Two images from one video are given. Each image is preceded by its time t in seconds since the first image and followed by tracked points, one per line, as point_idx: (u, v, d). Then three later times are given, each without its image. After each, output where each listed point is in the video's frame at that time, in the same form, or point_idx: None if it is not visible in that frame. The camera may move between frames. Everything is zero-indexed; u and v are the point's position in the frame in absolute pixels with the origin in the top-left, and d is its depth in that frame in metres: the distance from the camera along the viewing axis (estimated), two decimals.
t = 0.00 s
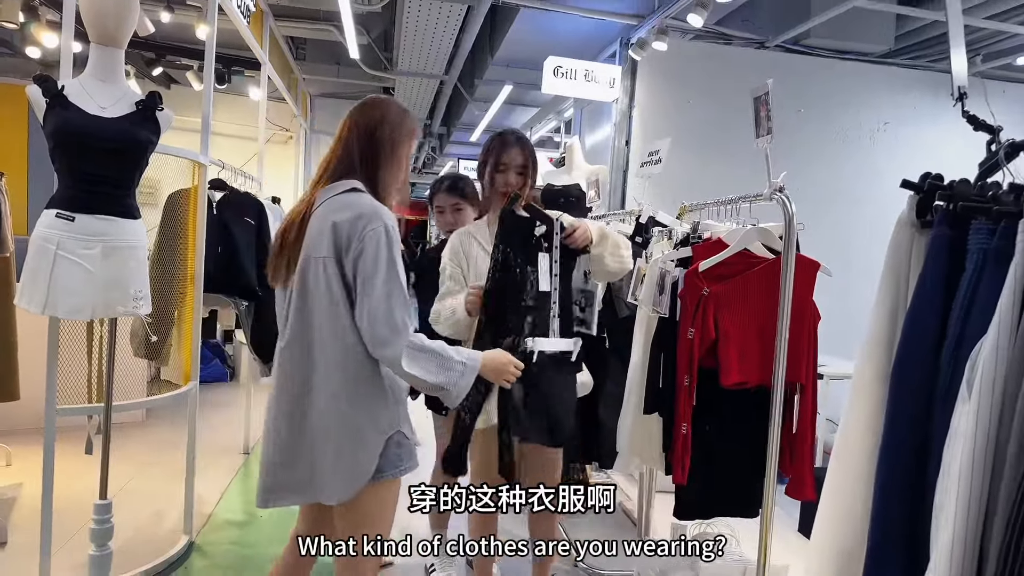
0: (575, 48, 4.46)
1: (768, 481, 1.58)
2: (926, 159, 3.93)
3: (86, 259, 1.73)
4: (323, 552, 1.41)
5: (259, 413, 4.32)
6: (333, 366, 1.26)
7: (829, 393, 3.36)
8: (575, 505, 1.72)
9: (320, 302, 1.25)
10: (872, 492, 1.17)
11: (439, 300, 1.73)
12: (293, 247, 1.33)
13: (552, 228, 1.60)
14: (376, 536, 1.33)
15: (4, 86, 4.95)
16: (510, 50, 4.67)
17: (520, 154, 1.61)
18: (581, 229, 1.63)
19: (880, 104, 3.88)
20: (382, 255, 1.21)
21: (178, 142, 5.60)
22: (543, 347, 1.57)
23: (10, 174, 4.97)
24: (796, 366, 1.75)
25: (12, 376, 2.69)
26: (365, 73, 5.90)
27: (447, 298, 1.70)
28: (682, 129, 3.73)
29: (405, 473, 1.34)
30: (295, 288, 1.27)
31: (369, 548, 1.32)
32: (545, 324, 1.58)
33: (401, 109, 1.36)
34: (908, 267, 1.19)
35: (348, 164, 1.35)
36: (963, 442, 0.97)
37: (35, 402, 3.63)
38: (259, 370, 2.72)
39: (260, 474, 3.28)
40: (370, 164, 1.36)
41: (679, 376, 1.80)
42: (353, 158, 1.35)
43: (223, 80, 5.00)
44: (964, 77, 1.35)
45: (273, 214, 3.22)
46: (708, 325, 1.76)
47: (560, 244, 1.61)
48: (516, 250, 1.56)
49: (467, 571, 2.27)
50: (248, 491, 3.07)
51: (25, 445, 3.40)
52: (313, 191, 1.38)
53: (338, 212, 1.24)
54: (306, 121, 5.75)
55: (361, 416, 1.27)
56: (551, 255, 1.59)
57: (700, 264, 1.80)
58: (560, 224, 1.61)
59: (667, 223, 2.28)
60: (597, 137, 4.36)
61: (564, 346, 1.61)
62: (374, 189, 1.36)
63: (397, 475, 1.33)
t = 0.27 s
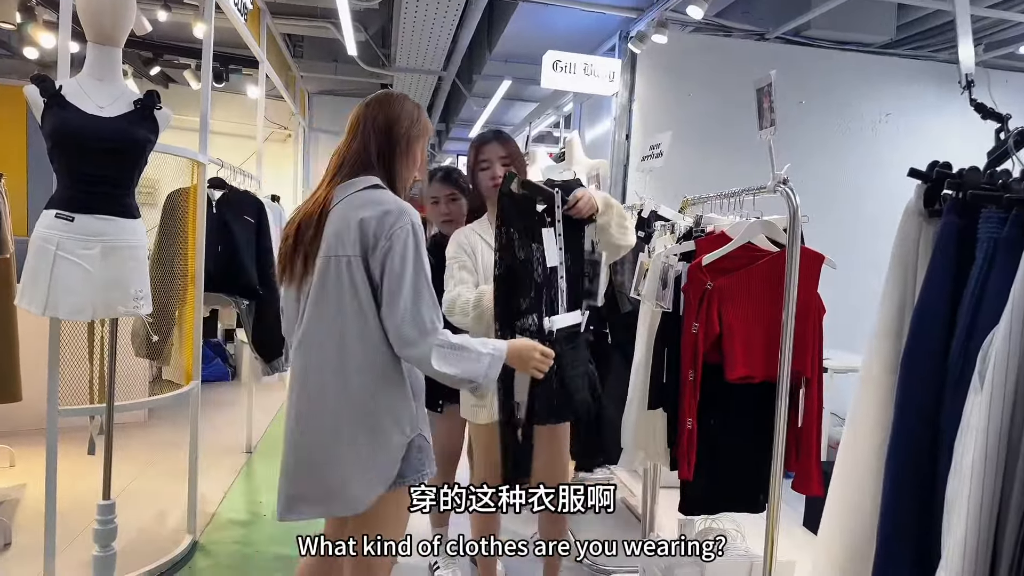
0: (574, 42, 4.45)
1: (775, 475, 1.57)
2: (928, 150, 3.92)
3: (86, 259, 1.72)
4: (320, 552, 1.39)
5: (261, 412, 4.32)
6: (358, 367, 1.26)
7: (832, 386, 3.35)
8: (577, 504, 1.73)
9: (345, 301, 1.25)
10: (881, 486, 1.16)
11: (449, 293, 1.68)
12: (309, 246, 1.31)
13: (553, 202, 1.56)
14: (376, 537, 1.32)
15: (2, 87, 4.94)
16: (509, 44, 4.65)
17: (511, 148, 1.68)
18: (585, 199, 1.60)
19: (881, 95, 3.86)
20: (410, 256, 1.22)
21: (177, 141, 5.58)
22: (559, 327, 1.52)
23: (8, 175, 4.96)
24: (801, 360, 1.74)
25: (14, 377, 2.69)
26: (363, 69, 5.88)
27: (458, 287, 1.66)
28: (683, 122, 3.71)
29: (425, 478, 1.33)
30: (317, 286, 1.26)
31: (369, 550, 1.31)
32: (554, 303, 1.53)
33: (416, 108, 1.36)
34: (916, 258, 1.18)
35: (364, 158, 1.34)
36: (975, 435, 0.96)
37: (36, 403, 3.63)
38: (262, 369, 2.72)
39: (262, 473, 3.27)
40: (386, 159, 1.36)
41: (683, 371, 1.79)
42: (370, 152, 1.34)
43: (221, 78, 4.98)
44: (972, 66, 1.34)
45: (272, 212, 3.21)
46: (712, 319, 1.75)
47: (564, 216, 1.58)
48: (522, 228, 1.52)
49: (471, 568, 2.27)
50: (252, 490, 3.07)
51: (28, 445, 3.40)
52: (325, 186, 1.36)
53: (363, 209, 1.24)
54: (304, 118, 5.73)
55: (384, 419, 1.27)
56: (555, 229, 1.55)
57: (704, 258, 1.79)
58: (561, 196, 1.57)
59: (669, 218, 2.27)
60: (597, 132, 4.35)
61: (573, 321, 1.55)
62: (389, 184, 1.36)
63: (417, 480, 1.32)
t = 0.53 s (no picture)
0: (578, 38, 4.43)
1: (773, 477, 1.57)
2: (932, 150, 3.90)
3: (86, 253, 1.71)
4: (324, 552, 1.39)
5: (261, 408, 4.32)
6: (368, 365, 1.26)
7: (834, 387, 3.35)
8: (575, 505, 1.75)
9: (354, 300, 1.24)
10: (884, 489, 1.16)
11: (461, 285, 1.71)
12: (316, 241, 1.30)
13: (551, 191, 1.54)
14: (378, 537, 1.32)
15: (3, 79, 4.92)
16: (512, 41, 4.62)
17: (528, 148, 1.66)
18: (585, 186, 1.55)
19: (886, 95, 3.84)
20: (421, 254, 1.22)
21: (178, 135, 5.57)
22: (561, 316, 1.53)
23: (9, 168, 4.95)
24: (801, 360, 1.73)
25: (14, 371, 2.68)
26: (366, 64, 5.86)
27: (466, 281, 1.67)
28: (686, 120, 3.70)
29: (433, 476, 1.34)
30: (325, 286, 1.24)
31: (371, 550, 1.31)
32: (550, 293, 1.53)
33: (419, 101, 1.36)
34: (921, 260, 1.17)
35: (371, 152, 1.33)
36: (978, 439, 0.95)
37: (36, 397, 3.63)
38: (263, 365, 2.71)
39: (262, 468, 3.27)
40: (392, 153, 1.35)
41: (682, 369, 1.78)
42: (376, 147, 1.33)
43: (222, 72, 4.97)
44: (978, 67, 1.33)
45: (273, 208, 3.20)
46: (712, 318, 1.74)
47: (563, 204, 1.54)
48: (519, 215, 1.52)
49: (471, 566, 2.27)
50: (251, 486, 3.06)
51: (28, 439, 3.40)
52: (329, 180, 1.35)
53: (373, 205, 1.23)
54: (306, 113, 5.71)
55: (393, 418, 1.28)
56: (554, 219, 1.53)
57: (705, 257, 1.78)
58: (560, 183, 1.53)
59: (671, 217, 2.25)
60: (600, 129, 4.33)
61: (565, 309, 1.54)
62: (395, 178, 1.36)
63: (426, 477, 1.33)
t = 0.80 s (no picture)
0: (573, 36, 4.43)
1: (770, 472, 1.58)
2: (928, 147, 3.91)
3: (83, 253, 1.71)
4: (323, 552, 1.41)
5: (259, 407, 4.32)
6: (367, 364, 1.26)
7: (831, 383, 3.36)
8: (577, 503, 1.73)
9: (351, 299, 1.25)
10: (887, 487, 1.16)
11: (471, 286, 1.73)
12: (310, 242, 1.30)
13: (546, 191, 1.53)
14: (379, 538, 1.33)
15: None
16: (508, 39, 4.63)
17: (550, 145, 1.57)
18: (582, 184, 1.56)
19: (881, 92, 3.85)
20: (417, 252, 1.22)
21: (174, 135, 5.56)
22: (578, 321, 1.60)
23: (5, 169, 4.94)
24: (797, 357, 1.74)
25: (11, 372, 2.68)
26: (362, 63, 5.86)
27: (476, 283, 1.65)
28: (682, 118, 3.71)
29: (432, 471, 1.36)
30: (322, 286, 1.24)
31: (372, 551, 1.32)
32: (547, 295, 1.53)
33: (407, 99, 1.37)
34: (921, 257, 1.17)
35: (365, 155, 1.33)
36: (979, 435, 0.95)
37: (34, 398, 3.62)
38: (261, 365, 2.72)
39: (260, 468, 3.27)
40: (384, 153, 1.35)
41: (678, 366, 1.79)
42: (369, 148, 1.34)
43: (219, 72, 4.96)
44: (975, 63, 1.33)
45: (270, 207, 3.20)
46: (710, 316, 1.75)
47: (557, 203, 1.54)
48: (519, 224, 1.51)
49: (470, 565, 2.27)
50: (250, 485, 3.07)
51: (26, 440, 3.39)
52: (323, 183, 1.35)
53: (368, 204, 1.24)
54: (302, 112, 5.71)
55: (394, 416, 1.29)
56: (550, 218, 1.53)
57: (701, 254, 1.79)
58: (555, 182, 1.53)
59: (668, 214, 2.26)
60: (596, 127, 4.34)
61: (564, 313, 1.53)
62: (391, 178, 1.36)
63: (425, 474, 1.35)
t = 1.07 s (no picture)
0: (572, 33, 4.43)
1: (772, 467, 1.58)
2: (928, 141, 3.90)
3: (83, 252, 1.71)
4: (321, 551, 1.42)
5: (260, 405, 4.33)
6: (349, 354, 1.26)
7: (832, 378, 3.36)
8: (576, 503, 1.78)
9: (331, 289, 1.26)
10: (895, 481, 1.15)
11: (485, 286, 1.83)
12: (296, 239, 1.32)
13: (544, 188, 1.63)
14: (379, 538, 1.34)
15: None
16: (507, 36, 4.62)
17: (569, 146, 1.81)
18: (579, 186, 1.65)
19: (882, 86, 3.85)
20: (396, 241, 1.24)
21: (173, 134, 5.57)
22: (591, 320, 1.74)
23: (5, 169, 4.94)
24: (800, 351, 1.74)
25: (13, 371, 2.69)
26: (361, 61, 5.86)
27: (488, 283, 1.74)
28: (682, 114, 3.71)
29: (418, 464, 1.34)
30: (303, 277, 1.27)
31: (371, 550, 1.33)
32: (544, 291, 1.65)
33: (393, 97, 1.35)
34: (927, 252, 1.17)
35: (350, 155, 1.34)
36: (985, 429, 0.95)
37: (35, 397, 3.63)
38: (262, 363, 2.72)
39: (262, 466, 3.28)
40: (369, 153, 1.36)
41: (680, 362, 1.79)
42: (353, 149, 1.34)
43: (218, 71, 4.97)
44: (978, 55, 1.33)
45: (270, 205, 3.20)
46: (711, 312, 1.74)
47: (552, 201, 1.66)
48: (516, 219, 1.62)
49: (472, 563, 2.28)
50: (252, 483, 3.08)
51: (28, 439, 3.40)
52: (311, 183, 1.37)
53: (346, 197, 1.25)
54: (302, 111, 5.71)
55: (375, 406, 1.28)
56: (546, 216, 1.64)
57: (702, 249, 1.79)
58: (549, 182, 1.64)
59: (668, 209, 2.26)
60: (595, 123, 4.34)
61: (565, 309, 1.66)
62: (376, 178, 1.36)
63: (409, 466, 1.33)
